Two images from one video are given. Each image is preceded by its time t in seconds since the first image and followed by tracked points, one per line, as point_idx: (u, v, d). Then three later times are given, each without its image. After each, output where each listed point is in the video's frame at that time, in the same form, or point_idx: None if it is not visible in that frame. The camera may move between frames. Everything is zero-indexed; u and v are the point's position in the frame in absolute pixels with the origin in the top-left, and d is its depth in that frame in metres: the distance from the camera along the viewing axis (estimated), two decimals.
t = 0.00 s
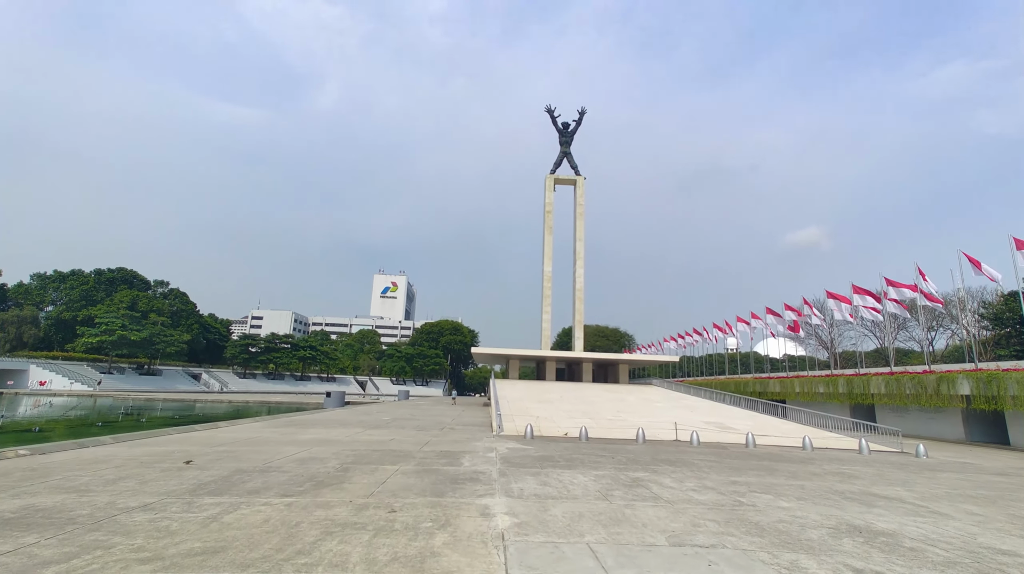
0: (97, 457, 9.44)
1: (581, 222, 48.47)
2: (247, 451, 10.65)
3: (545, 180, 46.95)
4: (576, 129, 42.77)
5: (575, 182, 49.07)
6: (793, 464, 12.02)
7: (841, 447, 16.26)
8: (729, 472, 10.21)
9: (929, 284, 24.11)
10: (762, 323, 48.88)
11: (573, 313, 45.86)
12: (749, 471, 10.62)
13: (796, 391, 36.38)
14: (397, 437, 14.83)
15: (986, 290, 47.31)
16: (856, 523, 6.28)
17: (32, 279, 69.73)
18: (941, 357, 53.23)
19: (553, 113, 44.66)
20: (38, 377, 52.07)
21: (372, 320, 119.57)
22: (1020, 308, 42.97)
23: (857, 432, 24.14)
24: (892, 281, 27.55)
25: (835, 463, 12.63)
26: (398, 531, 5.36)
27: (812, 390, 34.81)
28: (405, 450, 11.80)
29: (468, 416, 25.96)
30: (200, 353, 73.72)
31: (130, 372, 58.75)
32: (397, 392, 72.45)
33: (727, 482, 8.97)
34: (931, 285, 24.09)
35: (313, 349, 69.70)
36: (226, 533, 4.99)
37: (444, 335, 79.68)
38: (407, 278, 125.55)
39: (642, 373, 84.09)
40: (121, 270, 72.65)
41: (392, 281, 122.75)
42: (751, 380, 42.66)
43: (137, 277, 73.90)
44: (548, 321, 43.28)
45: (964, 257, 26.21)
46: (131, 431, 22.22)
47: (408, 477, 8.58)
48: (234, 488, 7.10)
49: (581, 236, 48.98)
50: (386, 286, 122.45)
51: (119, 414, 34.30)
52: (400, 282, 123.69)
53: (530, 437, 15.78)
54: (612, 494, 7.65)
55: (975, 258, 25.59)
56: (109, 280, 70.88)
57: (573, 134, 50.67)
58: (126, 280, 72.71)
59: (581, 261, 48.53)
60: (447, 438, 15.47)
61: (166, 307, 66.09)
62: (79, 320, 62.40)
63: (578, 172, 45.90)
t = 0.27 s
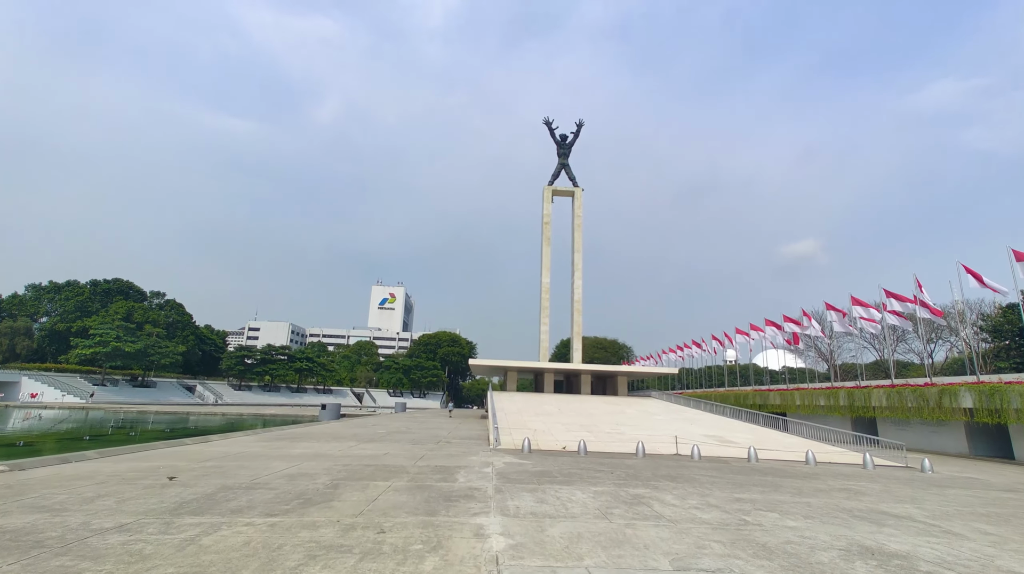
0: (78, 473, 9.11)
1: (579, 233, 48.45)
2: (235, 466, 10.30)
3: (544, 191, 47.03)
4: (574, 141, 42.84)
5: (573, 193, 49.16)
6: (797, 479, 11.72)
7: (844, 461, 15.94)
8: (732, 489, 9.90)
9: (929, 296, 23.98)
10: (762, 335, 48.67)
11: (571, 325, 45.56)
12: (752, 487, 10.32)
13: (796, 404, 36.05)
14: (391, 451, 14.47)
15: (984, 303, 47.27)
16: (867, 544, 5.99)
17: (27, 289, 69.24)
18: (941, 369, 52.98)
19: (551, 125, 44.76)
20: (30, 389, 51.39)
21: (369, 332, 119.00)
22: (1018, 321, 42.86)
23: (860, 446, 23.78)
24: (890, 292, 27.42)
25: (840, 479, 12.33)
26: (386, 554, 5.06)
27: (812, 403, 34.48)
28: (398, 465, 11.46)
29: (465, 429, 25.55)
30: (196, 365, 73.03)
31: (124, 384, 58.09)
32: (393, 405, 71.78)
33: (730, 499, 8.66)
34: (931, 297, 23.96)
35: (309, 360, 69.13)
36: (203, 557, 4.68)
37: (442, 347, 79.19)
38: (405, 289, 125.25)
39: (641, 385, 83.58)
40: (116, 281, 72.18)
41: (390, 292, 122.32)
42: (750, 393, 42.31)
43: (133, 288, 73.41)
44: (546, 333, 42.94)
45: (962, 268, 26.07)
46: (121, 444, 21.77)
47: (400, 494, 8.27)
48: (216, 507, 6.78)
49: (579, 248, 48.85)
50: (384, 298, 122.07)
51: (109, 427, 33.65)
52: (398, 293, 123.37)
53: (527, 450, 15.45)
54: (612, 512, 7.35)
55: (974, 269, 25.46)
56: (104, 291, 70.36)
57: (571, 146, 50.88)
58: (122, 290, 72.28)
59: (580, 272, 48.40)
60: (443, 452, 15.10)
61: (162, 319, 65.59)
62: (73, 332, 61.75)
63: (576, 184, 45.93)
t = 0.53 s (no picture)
0: (60, 484, 8.81)
1: (578, 241, 48.37)
2: (224, 477, 10.02)
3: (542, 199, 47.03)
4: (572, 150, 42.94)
5: (572, 202, 49.16)
6: (802, 490, 11.44)
7: (848, 472, 15.66)
8: (736, 500, 9.62)
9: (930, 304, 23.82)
10: (761, 343, 48.43)
11: (570, 333, 45.33)
12: (756, 499, 10.03)
13: (797, 413, 35.74)
14: (386, 461, 14.16)
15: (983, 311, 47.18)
16: (881, 561, 5.72)
17: (23, 297, 68.83)
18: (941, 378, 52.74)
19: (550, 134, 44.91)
20: (23, 398, 50.83)
21: (368, 340, 118.48)
22: (1018, 329, 42.79)
23: (862, 455, 23.52)
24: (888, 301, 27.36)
25: (845, 490, 12.05)
26: None
27: (813, 412, 34.20)
28: (392, 476, 11.16)
29: (463, 438, 25.20)
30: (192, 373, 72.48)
31: (118, 392, 57.54)
32: (391, 413, 71.21)
33: (734, 512, 8.39)
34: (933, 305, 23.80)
35: (306, 368, 68.65)
36: None
37: (440, 355, 78.79)
38: (403, 297, 124.96)
39: (640, 394, 83.12)
40: (113, 289, 71.83)
41: (388, 300, 121.96)
42: (750, 401, 41.99)
43: (129, 296, 73.09)
44: (544, 341, 42.67)
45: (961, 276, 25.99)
46: (112, 454, 21.40)
47: (393, 506, 7.97)
48: (200, 521, 6.50)
49: (577, 256, 48.77)
50: (383, 305, 121.69)
51: (102, 436, 33.24)
52: (397, 301, 123.04)
53: (526, 460, 15.15)
54: (612, 526, 7.06)
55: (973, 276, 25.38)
56: (100, 299, 70.02)
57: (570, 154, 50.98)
58: (119, 298, 71.90)
59: (578, 280, 48.25)
60: (439, 462, 14.79)
61: (158, 326, 65.16)
62: (68, 340, 61.28)
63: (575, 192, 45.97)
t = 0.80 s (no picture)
0: (45, 493, 8.54)
1: (577, 246, 48.22)
2: (215, 485, 9.75)
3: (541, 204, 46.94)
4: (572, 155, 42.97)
5: (571, 207, 49.07)
6: (807, 499, 11.19)
7: (853, 479, 15.42)
8: (741, 509, 9.37)
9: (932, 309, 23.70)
10: (761, 349, 48.23)
11: (569, 338, 45.08)
12: (762, 507, 9.78)
13: (798, 419, 35.49)
14: (382, 468, 13.89)
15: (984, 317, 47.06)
16: None
17: (19, 302, 68.40)
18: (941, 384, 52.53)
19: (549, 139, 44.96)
20: (16, 404, 50.31)
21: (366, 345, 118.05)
22: (1018, 335, 42.66)
23: (864, 462, 23.28)
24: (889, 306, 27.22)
25: (851, 498, 11.81)
26: None
27: (814, 418, 33.95)
28: (389, 483, 10.90)
29: (461, 445, 24.90)
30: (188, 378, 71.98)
31: (114, 397, 57.04)
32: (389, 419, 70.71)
33: (740, 521, 8.14)
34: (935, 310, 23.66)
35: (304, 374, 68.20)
36: None
37: (438, 360, 78.40)
38: (402, 302, 124.63)
39: (639, 400, 82.73)
40: (110, 293, 71.41)
41: (387, 305, 121.65)
42: (750, 408, 41.73)
43: (126, 301, 72.70)
44: (543, 347, 42.41)
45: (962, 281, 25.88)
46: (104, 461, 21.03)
47: (389, 516, 7.71)
48: (187, 532, 6.24)
49: (577, 261, 48.66)
50: (381, 311, 121.34)
51: (96, 442, 32.82)
52: (395, 307, 122.67)
53: (525, 467, 14.88)
54: (616, 537, 6.81)
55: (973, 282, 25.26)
56: (97, 303, 69.61)
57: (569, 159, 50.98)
58: (115, 303, 71.48)
59: (577, 285, 48.09)
60: (436, 469, 14.50)
61: (155, 331, 64.73)
62: (64, 344, 60.81)
63: (574, 197, 45.93)
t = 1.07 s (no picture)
0: (27, 504, 8.25)
1: (576, 252, 48.15)
2: (205, 495, 9.46)
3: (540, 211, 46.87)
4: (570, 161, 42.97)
5: (570, 213, 49.04)
6: (813, 510, 10.93)
7: (857, 488, 15.14)
8: (746, 521, 9.11)
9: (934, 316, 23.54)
10: (761, 356, 48.01)
11: (568, 345, 44.83)
12: (768, 518, 9.52)
13: (798, 427, 35.24)
14: (377, 477, 13.60)
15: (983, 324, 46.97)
16: None
17: (15, 307, 67.99)
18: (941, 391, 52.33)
19: (548, 146, 44.97)
20: (9, 411, 49.81)
21: (364, 352, 117.62)
22: (1018, 342, 42.51)
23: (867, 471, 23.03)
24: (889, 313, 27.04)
25: (857, 509, 11.54)
26: None
27: (815, 426, 33.70)
28: (384, 493, 10.60)
29: (459, 452, 24.58)
30: (185, 385, 71.43)
31: (108, 404, 56.50)
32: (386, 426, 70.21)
33: (746, 533, 7.88)
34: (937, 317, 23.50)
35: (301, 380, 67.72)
36: None
37: (437, 367, 77.96)
38: (400, 308, 124.30)
39: (638, 407, 82.36)
40: (106, 299, 71.06)
41: (386, 312, 121.28)
42: (751, 415, 41.46)
43: (122, 306, 72.33)
44: (542, 353, 42.14)
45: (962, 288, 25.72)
46: (95, 469, 20.66)
47: (383, 528, 7.44)
48: (171, 546, 5.96)
49: (576, 267, 48.50)
50: (380, 317, 121.00)
51: (90, 449, 32.44)
52: (394, 313, 122.37)
53: (524, 475, 14.63)
54: (619, 552, 6.53)
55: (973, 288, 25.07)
56: (93, 309, 69.22)
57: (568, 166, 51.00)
58: (112, 309, 71.12)
59: (576, 291, 47.95)
60: (433, 477, 14.21)
61: (151, 337, 64.32)
62: (59, 350, 60.34)
63: (573, 203, 45.85)
